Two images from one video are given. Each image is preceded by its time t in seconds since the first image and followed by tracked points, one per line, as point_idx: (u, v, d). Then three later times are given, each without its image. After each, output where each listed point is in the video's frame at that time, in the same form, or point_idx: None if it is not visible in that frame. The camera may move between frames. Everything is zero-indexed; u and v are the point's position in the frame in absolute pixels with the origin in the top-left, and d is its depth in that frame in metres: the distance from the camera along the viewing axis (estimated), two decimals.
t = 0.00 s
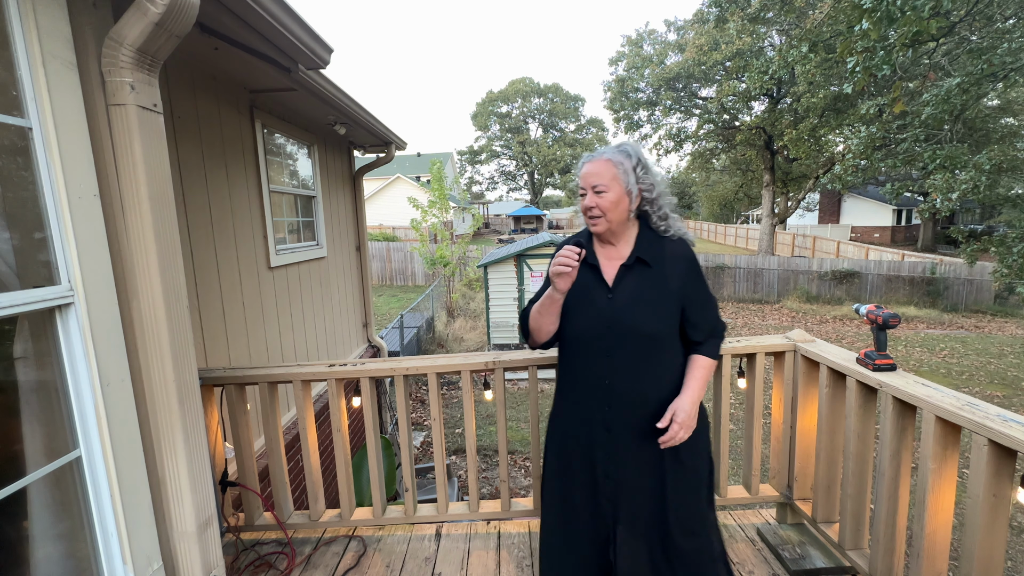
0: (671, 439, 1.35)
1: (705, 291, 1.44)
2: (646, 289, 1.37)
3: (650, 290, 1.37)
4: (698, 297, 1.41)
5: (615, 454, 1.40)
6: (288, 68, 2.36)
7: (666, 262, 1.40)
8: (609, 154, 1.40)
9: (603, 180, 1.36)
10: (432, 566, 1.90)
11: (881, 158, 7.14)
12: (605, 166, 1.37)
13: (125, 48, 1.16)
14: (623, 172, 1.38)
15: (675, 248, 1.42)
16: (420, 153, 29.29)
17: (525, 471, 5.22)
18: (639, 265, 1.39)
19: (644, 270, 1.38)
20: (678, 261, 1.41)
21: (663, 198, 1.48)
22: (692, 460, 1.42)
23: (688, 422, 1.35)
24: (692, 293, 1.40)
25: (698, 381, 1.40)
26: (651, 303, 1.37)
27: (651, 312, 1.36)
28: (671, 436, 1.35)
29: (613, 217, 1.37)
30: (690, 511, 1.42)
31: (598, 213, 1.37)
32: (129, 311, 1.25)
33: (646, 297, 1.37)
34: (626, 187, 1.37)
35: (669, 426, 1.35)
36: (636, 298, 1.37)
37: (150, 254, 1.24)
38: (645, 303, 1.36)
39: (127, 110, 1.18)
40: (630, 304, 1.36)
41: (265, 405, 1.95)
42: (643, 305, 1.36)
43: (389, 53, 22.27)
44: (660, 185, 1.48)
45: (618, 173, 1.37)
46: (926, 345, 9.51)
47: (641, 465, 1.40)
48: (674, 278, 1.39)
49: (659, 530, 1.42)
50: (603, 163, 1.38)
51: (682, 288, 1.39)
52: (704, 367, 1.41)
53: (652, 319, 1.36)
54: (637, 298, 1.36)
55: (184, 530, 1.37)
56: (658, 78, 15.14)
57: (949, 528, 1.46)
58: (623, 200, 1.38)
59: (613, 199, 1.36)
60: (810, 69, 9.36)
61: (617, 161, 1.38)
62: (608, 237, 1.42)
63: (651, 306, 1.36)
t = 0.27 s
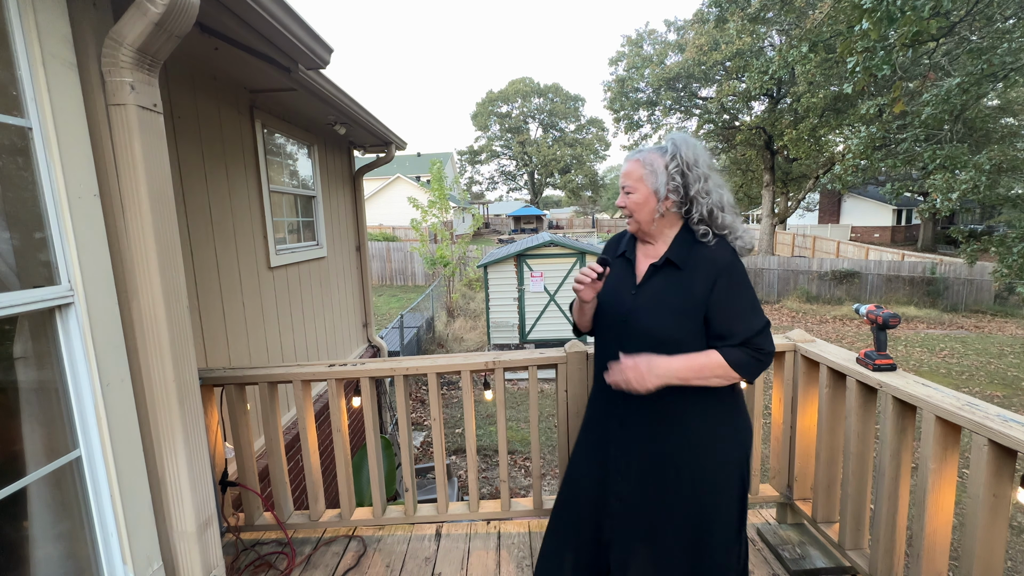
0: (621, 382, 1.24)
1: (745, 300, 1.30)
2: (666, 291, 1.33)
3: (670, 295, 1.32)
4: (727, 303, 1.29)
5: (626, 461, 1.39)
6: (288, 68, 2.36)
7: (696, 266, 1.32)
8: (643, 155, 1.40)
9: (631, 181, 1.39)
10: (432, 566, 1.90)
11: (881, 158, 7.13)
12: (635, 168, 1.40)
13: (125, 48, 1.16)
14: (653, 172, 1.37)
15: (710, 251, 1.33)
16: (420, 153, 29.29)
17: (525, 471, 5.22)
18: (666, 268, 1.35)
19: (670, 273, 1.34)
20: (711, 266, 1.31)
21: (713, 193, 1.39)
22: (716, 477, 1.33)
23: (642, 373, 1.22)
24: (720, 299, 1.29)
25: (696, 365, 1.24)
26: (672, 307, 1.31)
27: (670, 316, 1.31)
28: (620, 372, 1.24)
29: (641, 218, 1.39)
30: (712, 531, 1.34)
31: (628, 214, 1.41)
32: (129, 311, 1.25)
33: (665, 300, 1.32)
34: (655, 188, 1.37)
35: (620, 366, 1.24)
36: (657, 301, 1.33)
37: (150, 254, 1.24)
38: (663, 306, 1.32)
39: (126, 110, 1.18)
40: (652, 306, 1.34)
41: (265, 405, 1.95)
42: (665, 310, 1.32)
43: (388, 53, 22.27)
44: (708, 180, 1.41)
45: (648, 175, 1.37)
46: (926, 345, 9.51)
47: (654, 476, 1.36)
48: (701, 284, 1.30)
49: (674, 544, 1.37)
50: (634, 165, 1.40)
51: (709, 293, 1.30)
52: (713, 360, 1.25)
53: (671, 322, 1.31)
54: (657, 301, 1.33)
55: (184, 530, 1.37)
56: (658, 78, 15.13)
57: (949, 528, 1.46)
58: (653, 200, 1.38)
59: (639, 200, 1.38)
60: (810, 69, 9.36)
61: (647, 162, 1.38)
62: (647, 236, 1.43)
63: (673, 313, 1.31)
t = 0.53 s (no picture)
0: (599, 294, 1.39)
1: (738, 301, 1.27)
2: (666, 285, 1.38)
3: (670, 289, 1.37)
4: (711, 299, 1.28)
5: (624, 448, 1.48)
6: (288, 68, 2.36)
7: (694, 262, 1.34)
8: (658, 153, 1.42)
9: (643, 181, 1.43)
10: (432, 566, 1.91)
11: (881, 158, 7.13)
12: (646, 168, 1.43)
13: (125, 48, 1.16)
14: (663, 171, 1.39)
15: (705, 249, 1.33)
16: (420, 153, 29.29)
17: (525, 471, 5.22)
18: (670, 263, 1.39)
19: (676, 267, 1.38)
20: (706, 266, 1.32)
21: (730, 190, 1.36)
22: (712, 474, 1.37)
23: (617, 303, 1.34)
24: (707, 294, 1.28)
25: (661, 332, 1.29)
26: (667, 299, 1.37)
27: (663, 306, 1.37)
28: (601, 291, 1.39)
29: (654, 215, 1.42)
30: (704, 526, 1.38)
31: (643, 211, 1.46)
32: (129, 311, 1.25)
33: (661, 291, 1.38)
34: (664, 187, 1.38)
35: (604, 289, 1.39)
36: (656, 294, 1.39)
37: (150, 254, 1.24)
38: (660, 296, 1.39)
39: (127, 110, 1.18)
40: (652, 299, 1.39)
41: (265, 405, 1.95)
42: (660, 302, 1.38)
43: (388, 53, 22.28)
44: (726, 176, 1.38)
45: (660, 174, 1.39)
46: (926, 345, 9.51)
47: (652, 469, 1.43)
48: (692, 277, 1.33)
49: (671, 539, 1.41)
50: (646, 164, 1.43)
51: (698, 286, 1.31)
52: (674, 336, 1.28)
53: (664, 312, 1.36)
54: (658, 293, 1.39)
55: (184, 530, 1.36)
56: (657, 78, 15.13)
57: (949, 528, 1.46)
58: (664, 199, 1.40)
59: (649, 199, 1.41)
60: (810, 69, 9.35)
61: (658, 162, 1.40)
62: (666, 232, 1.46)
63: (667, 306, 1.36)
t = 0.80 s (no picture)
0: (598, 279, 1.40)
1: (725, 294, 1.28)
2: (656, 279, 1.38)
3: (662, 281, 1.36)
4: (699, 291, 1.28)
5: (614, 439, 1.52)
6: (288, 68, 2.36)
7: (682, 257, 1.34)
8: (664, 149, 1.42)
9: (648, 174, 1.42)
10: (432, 566, 1.90)
11: (881, 158, 7.12)
12: (651, 161, 1.42)
13: (124, 48, 1.16)
14: (670, 167, 1.39)
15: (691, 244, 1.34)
16: (420, 153, 29.30)
17: (525, 471, 5.22)
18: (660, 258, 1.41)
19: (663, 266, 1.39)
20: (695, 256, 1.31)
21: (727, 192, 1.38)
22: (695, 465, 1.37)
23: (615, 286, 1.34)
24: (695, 286, 1.28)
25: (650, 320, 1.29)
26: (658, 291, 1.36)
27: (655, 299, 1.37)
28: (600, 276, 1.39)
29: (655, 211, 1.41)
30: (693, 518, 1.39)
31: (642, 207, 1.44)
32: (129, 311, 1.25)
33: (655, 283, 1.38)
34: (669, 183, 1.39)
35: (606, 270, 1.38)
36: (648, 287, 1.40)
37: (150, 254, 1.24)
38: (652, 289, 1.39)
39: (127, 110, 1.18)
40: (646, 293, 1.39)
41: (265, 405, 1.95)
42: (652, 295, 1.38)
43: (388, 53, 22.28)
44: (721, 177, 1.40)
45: (667, 168, 1.39)
46: (926, 345, 9.51)
47: (640, 463, 1.45)
48: (679, 272, 1.33)
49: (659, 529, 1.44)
50: (652, 158, 1.43)
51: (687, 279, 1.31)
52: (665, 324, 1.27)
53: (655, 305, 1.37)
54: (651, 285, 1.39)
55: (184, 530, 1.36)
56: (657, 78, 15.12)
57: (949, 528, 1.46)
58: (667, 194, 1.40)
59: (653, 193, 1.40)
60: (810, 69, 9.33)
61: (665, 158, 1.40)
62: (659, 230, 1.46)
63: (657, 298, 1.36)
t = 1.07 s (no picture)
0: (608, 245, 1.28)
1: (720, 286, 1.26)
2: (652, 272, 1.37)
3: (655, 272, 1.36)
4: (697, 278, 1.25)
5: (604, 431, 1.52)
6: (288, 68, 2.36)
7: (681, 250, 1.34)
8: (667, 148, 1.47)
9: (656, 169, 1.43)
10: (432, 566, 1.90)
11: (881, 158, 7.13)
12: (660, 158, 1.44)
13: (124, 48, 1.16)
14: (678, 167, 1.45)
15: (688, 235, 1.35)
16: (420, 153, 29.31)
17: (525, 471, 5.22)
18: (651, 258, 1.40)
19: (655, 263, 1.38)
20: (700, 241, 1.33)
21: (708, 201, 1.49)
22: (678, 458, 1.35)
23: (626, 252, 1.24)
24: (693, 274, 1.26)
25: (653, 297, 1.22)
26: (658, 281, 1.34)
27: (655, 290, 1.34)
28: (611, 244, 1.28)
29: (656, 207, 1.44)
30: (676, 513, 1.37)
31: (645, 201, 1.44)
32: (129, 311, 1.24)
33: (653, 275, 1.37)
34: (678, 181, 1.43)
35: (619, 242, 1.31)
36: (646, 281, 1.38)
37: (150, 254, 1.24)
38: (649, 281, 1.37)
39: (127, 110, 1.18)
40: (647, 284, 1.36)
41: (265, 405, 1.95)
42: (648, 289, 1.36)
43: (388, 53, 22.28)
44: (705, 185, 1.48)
45: (674, 166, 1.44)
46: (926, 345, 9.51)
47: (627, 455, 1.43)
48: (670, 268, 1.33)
49: (645, 524, 1.41)
50: (659, 154, 1.45)
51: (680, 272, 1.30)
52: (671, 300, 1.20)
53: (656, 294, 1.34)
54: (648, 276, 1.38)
55: (184, 530, 1.36)
56: (657, 78, 15.13)
57: (949, 528, 1.46)
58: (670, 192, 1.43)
59: (661, 188, 1.42)
60: (811, 69, 9.32)
61: (674, 157, 1.45)
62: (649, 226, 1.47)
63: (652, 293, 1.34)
